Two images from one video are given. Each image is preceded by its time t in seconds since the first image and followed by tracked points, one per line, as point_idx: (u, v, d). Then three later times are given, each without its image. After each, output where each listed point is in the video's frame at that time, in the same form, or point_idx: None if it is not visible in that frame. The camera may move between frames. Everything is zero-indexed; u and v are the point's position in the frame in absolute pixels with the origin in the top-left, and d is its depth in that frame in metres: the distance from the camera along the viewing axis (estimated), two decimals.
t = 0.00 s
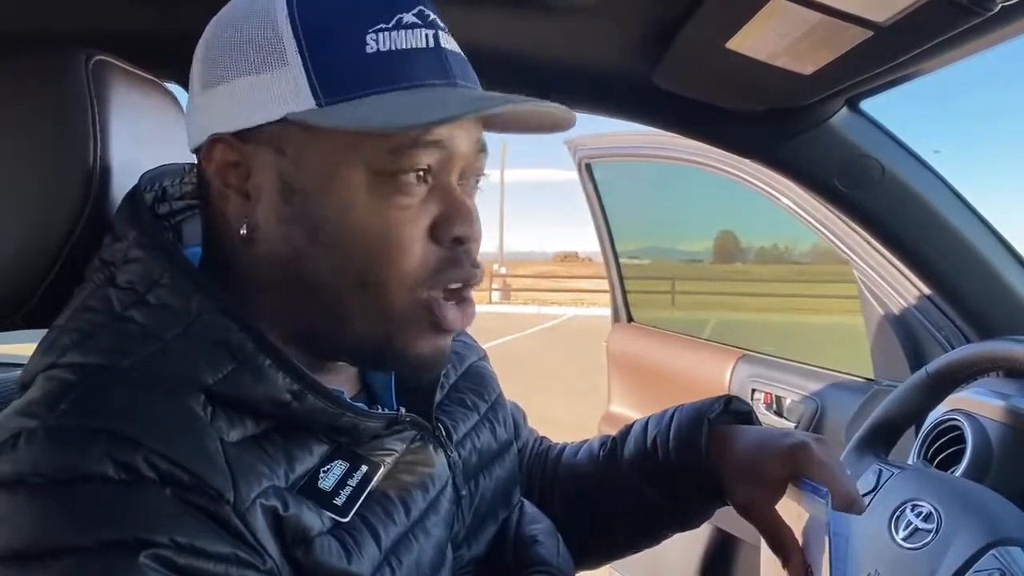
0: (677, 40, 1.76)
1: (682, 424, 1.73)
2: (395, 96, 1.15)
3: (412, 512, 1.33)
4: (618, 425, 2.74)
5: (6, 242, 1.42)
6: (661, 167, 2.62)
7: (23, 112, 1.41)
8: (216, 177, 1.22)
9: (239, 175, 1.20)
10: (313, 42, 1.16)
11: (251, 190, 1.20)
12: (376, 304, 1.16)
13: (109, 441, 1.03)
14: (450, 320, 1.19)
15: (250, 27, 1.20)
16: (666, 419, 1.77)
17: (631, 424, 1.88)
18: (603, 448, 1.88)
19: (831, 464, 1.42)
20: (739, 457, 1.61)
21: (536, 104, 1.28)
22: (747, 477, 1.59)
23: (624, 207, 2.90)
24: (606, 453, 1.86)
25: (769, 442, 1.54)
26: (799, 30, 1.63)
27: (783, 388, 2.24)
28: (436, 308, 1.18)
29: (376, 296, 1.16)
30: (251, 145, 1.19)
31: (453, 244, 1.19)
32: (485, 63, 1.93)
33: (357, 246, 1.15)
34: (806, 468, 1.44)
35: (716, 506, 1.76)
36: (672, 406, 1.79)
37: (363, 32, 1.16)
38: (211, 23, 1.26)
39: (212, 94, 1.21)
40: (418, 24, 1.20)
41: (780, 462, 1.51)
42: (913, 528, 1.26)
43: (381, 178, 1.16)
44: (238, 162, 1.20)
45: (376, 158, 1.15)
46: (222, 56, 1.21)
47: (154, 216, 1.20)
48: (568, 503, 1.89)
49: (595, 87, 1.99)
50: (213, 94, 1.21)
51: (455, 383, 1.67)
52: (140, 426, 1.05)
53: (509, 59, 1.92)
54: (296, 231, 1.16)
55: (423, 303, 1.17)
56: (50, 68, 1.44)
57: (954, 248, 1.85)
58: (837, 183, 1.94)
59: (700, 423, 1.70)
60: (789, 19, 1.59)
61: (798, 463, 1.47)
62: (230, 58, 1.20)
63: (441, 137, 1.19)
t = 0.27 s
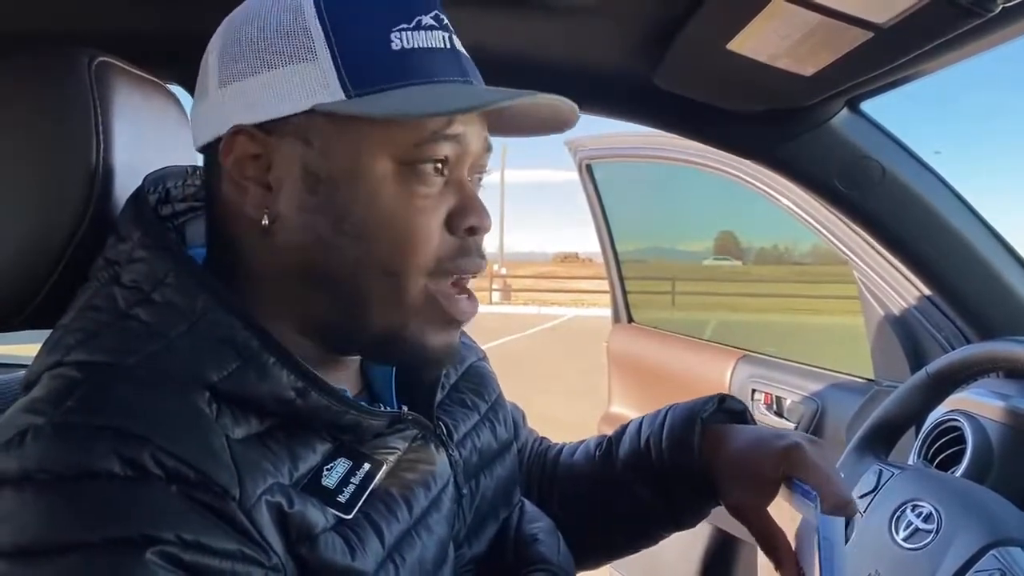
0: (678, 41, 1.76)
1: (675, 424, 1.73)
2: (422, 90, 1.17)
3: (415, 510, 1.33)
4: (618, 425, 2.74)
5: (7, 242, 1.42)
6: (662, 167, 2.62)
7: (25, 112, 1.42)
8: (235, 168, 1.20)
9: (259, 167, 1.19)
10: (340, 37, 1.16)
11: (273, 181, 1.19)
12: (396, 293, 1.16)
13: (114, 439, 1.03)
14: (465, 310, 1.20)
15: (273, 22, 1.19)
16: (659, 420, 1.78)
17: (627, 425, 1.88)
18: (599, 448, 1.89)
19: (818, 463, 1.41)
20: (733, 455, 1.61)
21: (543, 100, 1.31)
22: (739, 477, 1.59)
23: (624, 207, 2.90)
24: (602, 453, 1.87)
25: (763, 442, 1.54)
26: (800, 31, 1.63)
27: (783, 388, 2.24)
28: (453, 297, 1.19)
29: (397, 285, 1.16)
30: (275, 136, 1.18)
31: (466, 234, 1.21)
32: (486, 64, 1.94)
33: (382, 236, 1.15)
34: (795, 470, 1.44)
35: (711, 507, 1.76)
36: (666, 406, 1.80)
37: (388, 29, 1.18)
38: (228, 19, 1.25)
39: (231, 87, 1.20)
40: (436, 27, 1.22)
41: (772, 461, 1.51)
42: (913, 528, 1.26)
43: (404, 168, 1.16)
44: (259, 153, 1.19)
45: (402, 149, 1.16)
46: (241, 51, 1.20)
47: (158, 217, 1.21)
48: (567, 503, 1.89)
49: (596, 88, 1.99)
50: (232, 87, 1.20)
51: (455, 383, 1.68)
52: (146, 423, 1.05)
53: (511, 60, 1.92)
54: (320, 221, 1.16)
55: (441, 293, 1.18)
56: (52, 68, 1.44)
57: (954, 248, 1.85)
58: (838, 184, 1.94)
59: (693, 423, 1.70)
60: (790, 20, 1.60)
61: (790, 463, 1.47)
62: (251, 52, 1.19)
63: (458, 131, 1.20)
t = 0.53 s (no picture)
0: (679, 41, 1.76)
1: (678, 427, 1.73)
2: (448, 92, 1.16)
3: (416, 511, 1.33)
4: (618, 425, 2.74)
5: (7, 243, 1.41)
6: (662, 167, 2.62)
7: (26, 112, 1.41)
8: (252, 161, 1.19)
9: (277, 162, 1.19)
10: (366, 37, 1.16)
11: (290, 177, 1.18)
12: (411, 292, 1.16)
13: (116, 439, 1.03)
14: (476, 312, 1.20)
15: (298, 18, 1.18)
16: (662, 424, 1.78)
17: (629, 428, 1.88)
18: (601, 451, 1.89)
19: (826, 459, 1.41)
20: (736, 459, 1.61)
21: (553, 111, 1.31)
22: (743, 480, 1.59)
23: (625, 208, 2.90)
24: (604, 457, 1.86)
25: (768, 444, 1.53)
26: (801, 31, 1.63)
27: (784, 388, 2.24)
28: (467, 300, 1.19)
29: (411, 284, 1.16)
30: (294, 132, 1.17)
31: (479, 237, 1.20)
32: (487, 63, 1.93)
33: (399, 234, 1.15)
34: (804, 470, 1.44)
35: (715, 511, 1.75)
36: (669, 410, 1.79)
37: (412, 33, 1.18)
38: (251, 12, 1.24)
39: (252, 80, 1.19)
40: (456, 34, 1.22)
41: (776, 463, 1.51)
42: (916, 528, 1.26)
43: (423, 169, 1.16)
44: (277, 148, 1.18)
45: (421, 149, 1.16)
46: (263, 44, 1.19)
47: (162, 217, 1.21)
48: (569, 504, 1.88)
49: (597, 87, 1.99)
50: (254, 79, 1.19)
51: (456, 384, 1.67)
52: (148, 424, 1.05)
53: (512, 60, 1.92)
54: (338, 217, 1.16)
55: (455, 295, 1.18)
56: (52, 67, 1.43)
57: (955, 248, 1.85)
58: (840, 185, 1.94)
59: (695, 427, 1.70)
60: (792, 19, 1.59)
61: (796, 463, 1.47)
62: (274, 45, 1.18)
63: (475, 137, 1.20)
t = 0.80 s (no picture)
0: (679, 41, 1.76)
1: (676, 427, 1.73)
2: (449, 99, 1.16)
3: (416, 512, 1.33)
4: (618, 425, 2.74)
5: (7, 242, 1.41)
6: (662, 167, 2.62)
7: (26, 112, 1.41)
8: (253, 162, 1.19)
9: (276, 165, 1.19)
10: (369, 42, 1.15)
11: (288, 180, 1.18)
12: (409, 300, 1.17)
13: (117, 439, 1.03)
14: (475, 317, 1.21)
15: (301, 21, 1.18)
16: (660, 425, 1.78)
17: (627, 429, 1.88)
18: (600, 452, 1.89)
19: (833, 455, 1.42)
20: (735, 459, 1.61)
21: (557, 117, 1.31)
22: (742, 480, 1.59)
23: (625, 208, 2.90)
24: (603, 457, 1.87)
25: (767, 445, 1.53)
26: (801, 31, 1.63)
27: (783, 388, 2.24)
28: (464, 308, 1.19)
29: (406, 291, 1.16)
30: (292, 134, 1.17)
31: (478, 245, 1.20)
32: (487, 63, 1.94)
33: (396, 241, 1.15)
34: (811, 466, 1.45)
35: (713, 511, 1.75)
36: (667, 411, 1.79)
37: (415, 39, 1.17)
38: (256, 14, 1.24)
39: (254, 82, 1.18)
40: (460, 39, 1.22)
41: (778, 464, 1.51)
42: (915, 528, 1.26)
43: (421, 176, 1.16)
44: (276, 150, 1.18)
45: (421, 157, 1.16)
46: (266, 46, 1.19)
47: (162, 217, 1.21)
48: (569, 505, 1.89)
49: (596, 87, 1.99)
50: (256, 82, 1.18)
51: (456, 386, 1.67)
52: (149, 424, 1.05)
53: (512, 60, 1.92)
54: (336, 222, 1.16)
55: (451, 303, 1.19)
56: (52, 67, 1.43)
57: (954, 248, 1.85)
58: (840, 185, 1.94)
59: (693, 426, 1.70)
60: (791, 19, 1.59)
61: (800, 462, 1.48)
62: (277, 47, 1.18)
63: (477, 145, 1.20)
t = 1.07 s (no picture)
0: (679, 41, 1.76)
1: (671, 425, 1.72)
2: (427, 97, 1.15)
3: (415, 512, 1.33)
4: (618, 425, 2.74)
5: (7, 242, 1.41)
6: (662, 167, 2.62)
7: (26, 112, 1.41)
8: (239, 166, 1.20)
9: (259, 167, 1.19)
10: (348, 41, 1.16)
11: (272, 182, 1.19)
12: (390, 299, 1.15)
13: (118, 437, 1.03)
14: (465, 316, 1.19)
15: (283, 21, 1.19)
16: (657, 421, 1.77)
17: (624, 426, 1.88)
18: (597, 449, 1.89)
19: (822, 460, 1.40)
20: (729, 457, 1.60)
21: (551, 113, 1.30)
22: (736, 479, 1.58)
23: (625, 208, 2.90)
24: (600, 454, 1.87)
25: (759, 444, 1.52)
26: (801, 30, 1.63)
27: (783, 388, 2.24)
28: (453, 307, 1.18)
29: (390, 291, 1.15)
30: (275, 136, 1.18)
31: (465, 244, 1.19)
32: (487, 63, 1.94)
33: (378, 240, 1.14)
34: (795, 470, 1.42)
35: (709, 507, 1.74)
36: (663, 407, 1.79)
37: (395, 35, 1.17)
38: (242, 16, 1.25)
39: (238, 84, 1.20)
40: (444, 33, 1.20)
41: (771, 465, 1.49)
42: (915, 529, 1.26)
43: (402, 175, 1.16)
44: (259, 153, 1.19)
45: (400, 155, 1.16)
46: (249, 48, 1.20)
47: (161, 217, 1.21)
48: (568, 505, 1.89)
49: (596, 87, 1.99)
50: (241, 83, 1.20)
51: (455, 385, 1.67)
52: (149, 422, 1.05)
53: (512, 60, 1.92)
54: (316, 223, 1.16)
55: (439, 302, 1.17)
56: (51, 67, 1.43)
57: (954, 249, 1.85)
58: (841, 186, 1.94)
59: (689, 423, 1.69)
60: (792, 19, 1.59)
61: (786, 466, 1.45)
62: (260, 49, 1.19)
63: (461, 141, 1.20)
